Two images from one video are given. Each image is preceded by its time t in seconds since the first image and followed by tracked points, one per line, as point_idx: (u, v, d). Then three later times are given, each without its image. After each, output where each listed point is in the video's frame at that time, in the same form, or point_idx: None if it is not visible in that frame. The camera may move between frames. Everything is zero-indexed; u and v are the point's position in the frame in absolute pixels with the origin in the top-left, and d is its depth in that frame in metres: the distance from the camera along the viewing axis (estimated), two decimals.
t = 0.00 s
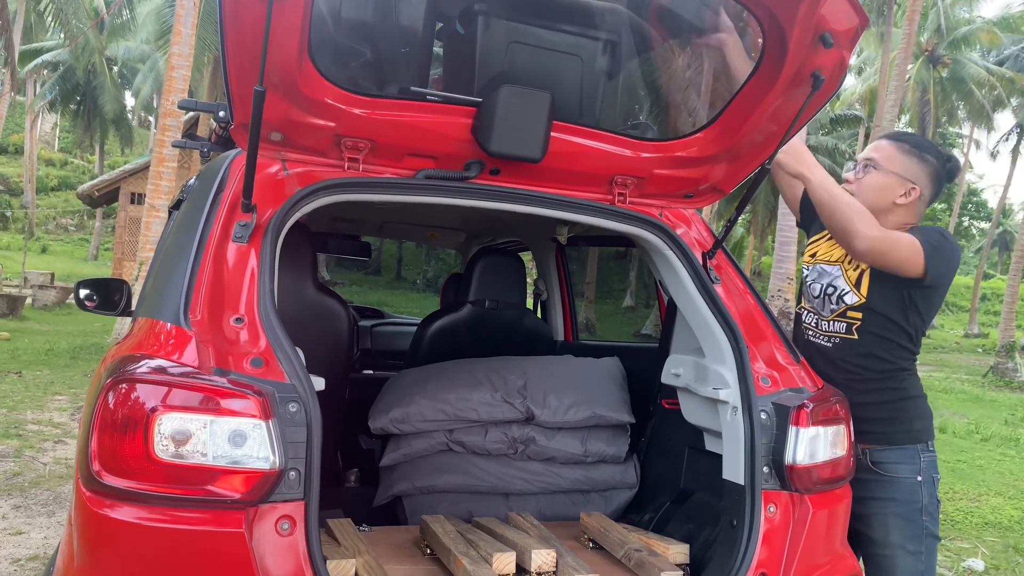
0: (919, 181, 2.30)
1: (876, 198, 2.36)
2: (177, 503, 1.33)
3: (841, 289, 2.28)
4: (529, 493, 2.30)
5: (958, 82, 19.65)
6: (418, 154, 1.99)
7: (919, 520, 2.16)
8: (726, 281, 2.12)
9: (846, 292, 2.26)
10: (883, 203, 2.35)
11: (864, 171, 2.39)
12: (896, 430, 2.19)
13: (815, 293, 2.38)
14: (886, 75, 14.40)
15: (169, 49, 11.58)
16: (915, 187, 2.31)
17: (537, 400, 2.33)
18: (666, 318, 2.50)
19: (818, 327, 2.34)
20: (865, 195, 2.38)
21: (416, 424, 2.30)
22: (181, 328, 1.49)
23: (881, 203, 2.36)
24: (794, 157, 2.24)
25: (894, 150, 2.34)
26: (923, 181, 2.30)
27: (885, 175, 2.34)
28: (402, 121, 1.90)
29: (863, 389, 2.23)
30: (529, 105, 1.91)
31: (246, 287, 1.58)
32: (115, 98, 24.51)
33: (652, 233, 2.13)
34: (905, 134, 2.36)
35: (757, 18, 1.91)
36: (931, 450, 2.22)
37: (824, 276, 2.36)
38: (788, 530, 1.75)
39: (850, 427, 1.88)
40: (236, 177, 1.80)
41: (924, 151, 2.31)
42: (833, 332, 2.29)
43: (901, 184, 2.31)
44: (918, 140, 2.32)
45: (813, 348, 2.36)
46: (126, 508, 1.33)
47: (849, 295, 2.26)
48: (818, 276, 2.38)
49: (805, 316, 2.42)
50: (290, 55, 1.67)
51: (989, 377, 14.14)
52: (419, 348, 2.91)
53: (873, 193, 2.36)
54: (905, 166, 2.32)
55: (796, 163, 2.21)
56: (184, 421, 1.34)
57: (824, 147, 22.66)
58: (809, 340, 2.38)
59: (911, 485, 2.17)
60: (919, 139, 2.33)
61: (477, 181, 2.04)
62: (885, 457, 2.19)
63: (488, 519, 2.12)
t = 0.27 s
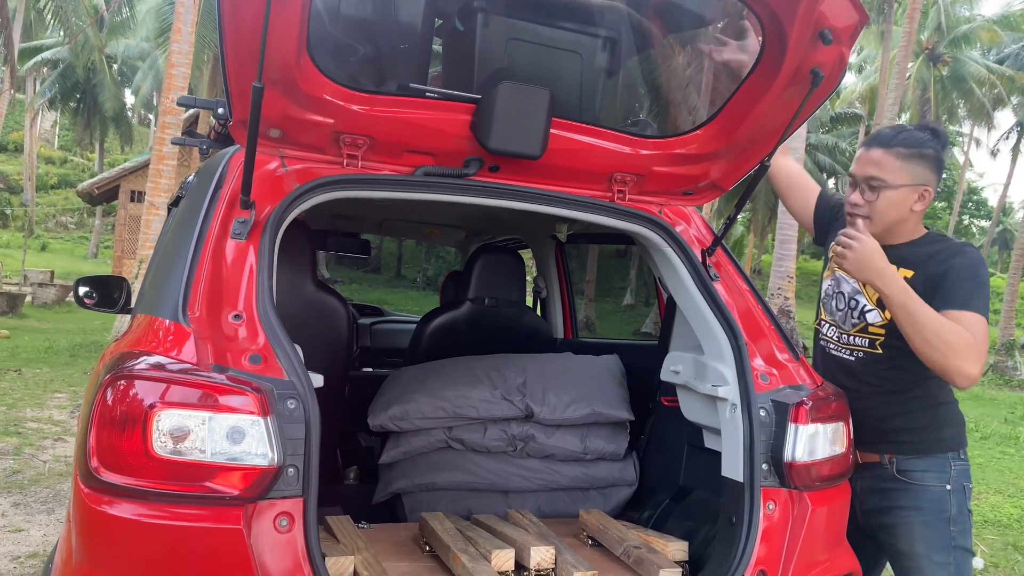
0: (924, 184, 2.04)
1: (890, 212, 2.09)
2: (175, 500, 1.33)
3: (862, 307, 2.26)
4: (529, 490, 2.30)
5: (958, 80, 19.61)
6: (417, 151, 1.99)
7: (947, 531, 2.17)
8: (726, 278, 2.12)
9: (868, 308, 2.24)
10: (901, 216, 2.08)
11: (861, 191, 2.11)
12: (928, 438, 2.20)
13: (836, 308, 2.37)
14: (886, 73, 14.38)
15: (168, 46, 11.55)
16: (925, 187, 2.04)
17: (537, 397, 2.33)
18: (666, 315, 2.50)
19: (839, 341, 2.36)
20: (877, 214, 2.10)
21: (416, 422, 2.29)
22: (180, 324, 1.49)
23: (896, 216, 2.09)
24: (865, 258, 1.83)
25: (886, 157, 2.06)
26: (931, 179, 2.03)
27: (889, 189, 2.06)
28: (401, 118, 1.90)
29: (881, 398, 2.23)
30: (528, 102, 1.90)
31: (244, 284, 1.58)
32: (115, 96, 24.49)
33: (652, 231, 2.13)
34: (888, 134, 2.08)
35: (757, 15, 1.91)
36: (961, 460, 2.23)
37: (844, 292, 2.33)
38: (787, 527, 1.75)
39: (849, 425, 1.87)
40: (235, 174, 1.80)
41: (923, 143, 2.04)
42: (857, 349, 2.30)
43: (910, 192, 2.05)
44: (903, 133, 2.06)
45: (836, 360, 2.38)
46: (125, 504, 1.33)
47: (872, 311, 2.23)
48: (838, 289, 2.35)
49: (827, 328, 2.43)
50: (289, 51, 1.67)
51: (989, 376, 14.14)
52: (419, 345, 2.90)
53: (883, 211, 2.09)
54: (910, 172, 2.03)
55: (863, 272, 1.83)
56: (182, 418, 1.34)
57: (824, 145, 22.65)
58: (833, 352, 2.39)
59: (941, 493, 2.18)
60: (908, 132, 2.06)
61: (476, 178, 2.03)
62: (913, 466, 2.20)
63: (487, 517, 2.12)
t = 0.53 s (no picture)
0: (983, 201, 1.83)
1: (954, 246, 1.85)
2: (174, 498, 1.33)
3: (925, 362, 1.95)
4: (528, 488, 2.31)
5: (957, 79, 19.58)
6: (416, 150, 1.99)
7: None
8: (725, 277, 2.12)
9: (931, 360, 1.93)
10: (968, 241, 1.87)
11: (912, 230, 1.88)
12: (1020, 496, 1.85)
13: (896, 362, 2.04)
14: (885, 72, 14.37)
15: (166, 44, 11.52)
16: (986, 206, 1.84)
17: (535, 396, 2.33)
18: (665, 314, 2.50)
19: (901, 401, 2.03)
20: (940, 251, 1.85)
21: (415, 421, 2.30)
22: (179, 322, 1.49)
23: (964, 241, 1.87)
24: (908, 284, 1.76)
25: (929, 188, 1.84)
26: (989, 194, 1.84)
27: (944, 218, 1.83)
28: (400, 117, 1.90)
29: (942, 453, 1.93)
30: (527, 101, 1.90)
31: (243, 282, 1.58)
32: (114, 94, 24.45)
33: (651, 230, 2.13)
34: (926, 159, 1.86)
35: (756, 13, 1.91)
36: None
37: (907, 345, 2.01)
38: (785, 526, 1.75)
39: (848, 423, 1.88)
40: (234, 172, 1.79)
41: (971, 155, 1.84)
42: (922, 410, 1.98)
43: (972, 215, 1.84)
44: (949, 154, 1.84)
45: (890, 419, 2.08)
46: (124, 503, 1.33)
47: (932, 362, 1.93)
48: (897, 342, 2.04)
49: (883, 384, 2.11)
50: (288, 50, 1.67)
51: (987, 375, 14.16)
52: (418, 344, 2.90)
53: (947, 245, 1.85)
54: (962, 196, 1.82)
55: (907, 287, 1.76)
56: (181, 416, 1.34)
57: (822, 144, 22.65)
58: (897, 414, 2.05)
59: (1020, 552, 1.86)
60: (950, 148, 1.87)
61: (475, 177, 2.03)
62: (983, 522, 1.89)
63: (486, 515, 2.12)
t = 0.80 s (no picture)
0: None
1: (1007, 252, 1.50)
2: (174, 497, 1.33)
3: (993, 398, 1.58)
4: (527, 487, 2.31)
5: (956, 79, 19.56)
6: (416, 149, 1.99)
7: None
8: (725, 277, 2.12)
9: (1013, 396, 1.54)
10: None
11: (949, 247, 1.55)
12: None
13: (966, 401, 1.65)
14: (885, 71, 14.36)
15: (165, 42, 11.50)
16: None
17: (535, 395, 2.33)
18: (664, 313, 2.49)
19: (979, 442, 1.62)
20: (993, 262, 1.52)
21: (415, 420, 2.30)
22: (178, 321, 1.48)
23: None
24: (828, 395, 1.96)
25: (959, 180, 1.54)
26: None
27: (990, 218, 1.50)
28: (400, 116, 1.89)
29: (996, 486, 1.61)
30: (527, 99, 1.90)
31: (243, 281, 1.58)
32: (113, 93, 24.43)
33: (652, 229, 2.13)
34: (956, 151, 1.56)
35: (756, 12, 1.91)
36: None
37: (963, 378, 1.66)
38: (785, 525, 1.75)
39: (847, 423, 1.88)
40: (233, 171, 1.79)
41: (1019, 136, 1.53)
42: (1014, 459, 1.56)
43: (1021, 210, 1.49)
44: (983, 141, 1.54)
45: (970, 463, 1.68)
46: (123, 501, 1.33)
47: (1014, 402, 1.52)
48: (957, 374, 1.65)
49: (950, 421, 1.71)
50: (288, 48, 1.67)
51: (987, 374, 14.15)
52: (417, 343, 2.89)
53: (1000, 253, 1.50)
54: (1008, 190, 1.50)
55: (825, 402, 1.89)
56: (181, 415, 1.34)
57: (822, 143, 22.68)
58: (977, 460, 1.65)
59: None
60: (984, 135, 1.56)
61: (475, 176, 2.03)
62: None
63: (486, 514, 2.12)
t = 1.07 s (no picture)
0: (1011, 181, 1.34)
1: (983, 251, 1.36)
2: (172, 495, 1.33)
3: (999, 414, 1.44)
4: (526, 486, 2.31)
5: (957, 78, 19.52)
6: (417, 148, 1.99)
7: None
8: (724, 275, 2.12)
9: None
10: (1007, 243, 1.34)
11: (926, 250, 1.41)
12: None
13: (970, 417, 1.50)
14: (885, 71, 14.35)
15: (165, 40, 11.47)
16: (1006, 190, 1.33)
17: (534, 394, 2.33)
18: (664, 312, 2.49)
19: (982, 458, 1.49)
20: (967, 265, 1.37)
21: (414, 418, 2.30)
22: (177, 320, 1.48)
23: (1005, 243, 1.34)
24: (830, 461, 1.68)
25: (922, 176, 1.40)
26: (1017, 170, 1.34)
27: (958, 214, 1.35)
28: (400, 114, 1.89)
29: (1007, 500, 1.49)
30: (526, 98, 1.90)
31: (242, 280, 1.58)
32: (113, 91, 24.42)
33: (652, 229, 2.13)
34: (920, 145, 1.42)
35: (756, 11, 1.91)
36: None
37: (966, 392, 1.50)
38: (784, 525, 1.75)
39: (846, 422, 1.88)
40: (233, 169, 1.79)
41: (986, 125, 1.38)
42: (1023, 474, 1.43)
43: (991, 203, 1.34)
44: (947, 131, 1.40)
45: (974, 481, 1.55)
46: (122, 500, 1.32)
47: None
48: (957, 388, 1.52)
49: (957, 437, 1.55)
50: (287, 46, 1.66)
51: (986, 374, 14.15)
52: (417, 341, 2.89)
53: (974, 255, 1.36)
54: (974, 183, 1.35)
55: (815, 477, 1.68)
56: (180, 414, 1.34)
57: (822, 143, 22.67)
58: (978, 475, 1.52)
59: None
60: (950, 128, 1.42)
61: (475, 175, 2.03)
62: None
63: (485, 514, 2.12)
